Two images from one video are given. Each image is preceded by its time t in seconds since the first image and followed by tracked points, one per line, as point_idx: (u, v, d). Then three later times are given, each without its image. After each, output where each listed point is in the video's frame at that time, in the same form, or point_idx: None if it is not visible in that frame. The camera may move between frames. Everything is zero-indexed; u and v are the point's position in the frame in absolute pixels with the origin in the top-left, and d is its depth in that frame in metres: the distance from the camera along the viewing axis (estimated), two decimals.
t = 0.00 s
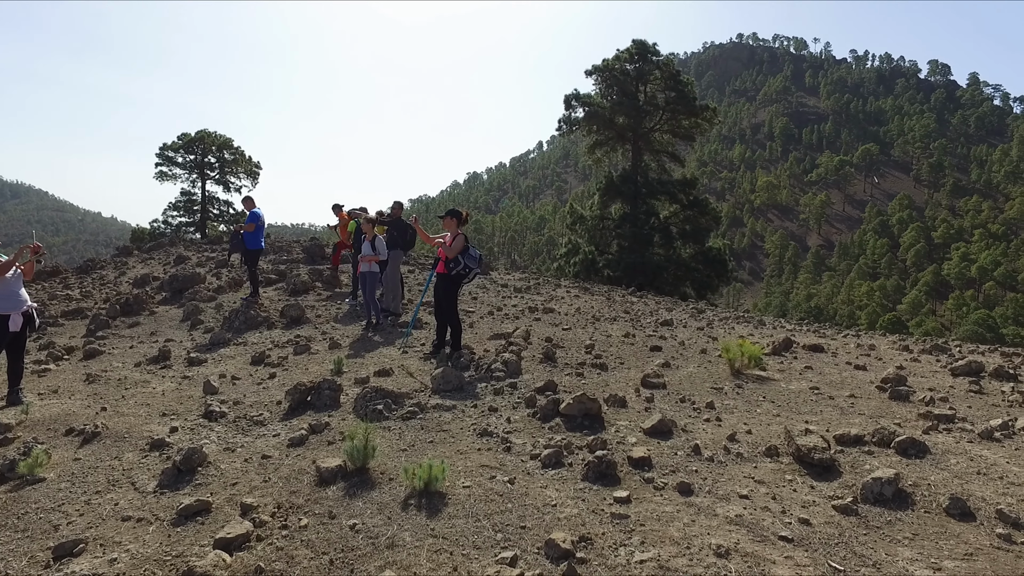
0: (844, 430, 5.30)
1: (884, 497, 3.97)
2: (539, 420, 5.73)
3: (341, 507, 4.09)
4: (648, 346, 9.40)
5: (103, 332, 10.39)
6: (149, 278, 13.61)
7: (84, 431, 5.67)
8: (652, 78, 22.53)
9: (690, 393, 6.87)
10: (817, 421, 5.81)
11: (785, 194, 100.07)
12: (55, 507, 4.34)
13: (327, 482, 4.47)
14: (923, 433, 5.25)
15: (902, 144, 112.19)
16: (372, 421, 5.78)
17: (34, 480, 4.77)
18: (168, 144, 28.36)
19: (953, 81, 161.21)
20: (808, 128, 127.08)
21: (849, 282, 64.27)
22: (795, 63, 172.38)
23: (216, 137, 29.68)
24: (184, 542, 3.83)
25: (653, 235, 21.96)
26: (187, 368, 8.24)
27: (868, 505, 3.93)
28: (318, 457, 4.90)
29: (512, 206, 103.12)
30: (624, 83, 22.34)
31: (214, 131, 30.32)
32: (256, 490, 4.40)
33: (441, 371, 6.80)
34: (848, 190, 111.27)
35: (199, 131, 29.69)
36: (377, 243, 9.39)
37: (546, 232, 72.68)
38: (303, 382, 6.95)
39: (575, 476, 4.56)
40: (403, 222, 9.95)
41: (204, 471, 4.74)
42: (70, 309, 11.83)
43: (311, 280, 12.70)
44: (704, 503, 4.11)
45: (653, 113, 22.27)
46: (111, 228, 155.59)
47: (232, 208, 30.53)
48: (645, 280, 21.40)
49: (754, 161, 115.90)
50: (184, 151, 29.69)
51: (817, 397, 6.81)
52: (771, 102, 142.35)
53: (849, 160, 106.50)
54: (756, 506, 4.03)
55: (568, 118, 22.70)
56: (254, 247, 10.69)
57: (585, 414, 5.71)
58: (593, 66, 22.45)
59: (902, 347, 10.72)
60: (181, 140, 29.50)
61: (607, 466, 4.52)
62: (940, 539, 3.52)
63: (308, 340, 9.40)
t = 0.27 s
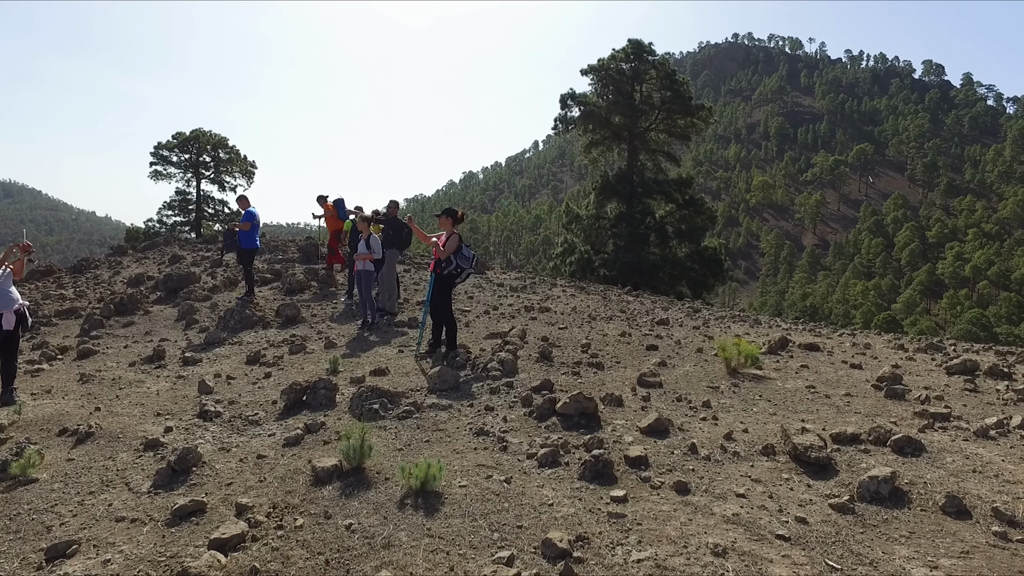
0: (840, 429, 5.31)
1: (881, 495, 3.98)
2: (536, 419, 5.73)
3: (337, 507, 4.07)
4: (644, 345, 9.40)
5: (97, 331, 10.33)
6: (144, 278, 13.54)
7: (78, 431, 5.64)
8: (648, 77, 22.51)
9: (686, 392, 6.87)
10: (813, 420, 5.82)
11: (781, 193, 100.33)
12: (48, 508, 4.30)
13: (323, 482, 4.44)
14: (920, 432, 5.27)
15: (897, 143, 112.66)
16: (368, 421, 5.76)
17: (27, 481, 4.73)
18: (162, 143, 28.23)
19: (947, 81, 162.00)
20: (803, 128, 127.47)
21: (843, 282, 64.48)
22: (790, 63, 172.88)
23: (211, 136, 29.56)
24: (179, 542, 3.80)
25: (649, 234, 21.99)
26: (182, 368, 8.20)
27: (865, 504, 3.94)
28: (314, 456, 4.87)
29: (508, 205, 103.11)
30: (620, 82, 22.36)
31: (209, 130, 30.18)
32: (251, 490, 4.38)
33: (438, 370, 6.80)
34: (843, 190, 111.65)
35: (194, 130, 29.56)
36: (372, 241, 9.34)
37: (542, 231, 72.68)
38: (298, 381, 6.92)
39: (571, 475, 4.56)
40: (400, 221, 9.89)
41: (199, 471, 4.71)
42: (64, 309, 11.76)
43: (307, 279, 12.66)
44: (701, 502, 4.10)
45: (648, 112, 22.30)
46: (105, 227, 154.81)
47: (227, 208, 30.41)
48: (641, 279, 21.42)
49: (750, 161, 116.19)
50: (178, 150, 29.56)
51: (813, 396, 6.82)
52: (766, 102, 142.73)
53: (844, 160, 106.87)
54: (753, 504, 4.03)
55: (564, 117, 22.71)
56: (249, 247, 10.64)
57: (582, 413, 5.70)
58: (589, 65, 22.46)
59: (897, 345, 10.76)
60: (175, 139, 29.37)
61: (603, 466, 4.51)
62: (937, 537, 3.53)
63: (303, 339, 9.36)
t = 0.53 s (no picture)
0: (842, 429, 5.28)
1: (884, 496, 3.95)
2: (536, 419, 5.69)
3: (337, 509, 4.03)
4: (644, 345, 9.38)
5: (94, 331, 10.28)
6: (141, 277, 13.49)
7: (75, 432, 5.59)
8: (646, 77, 22.49)
9: (687, 392, 6.85)
10: (815, 420, 5.79)
11: (778, 193, 100.45)
12: (44, 510, 4.26)
13: (323, 483, 4.40)
14: (921, 432, 5.24)
15: (894, 143, 112.86)
16: (367, 422, 5.72)
17: (23, 482, 4.69)
18: (159, 143, 28.14)
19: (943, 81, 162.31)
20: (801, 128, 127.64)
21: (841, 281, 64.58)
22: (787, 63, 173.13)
23: (209, 136, 29.49)
24: (177, 545, 3.76)
25: (648, 234, 21.99)
26: (180, 368, 8.16)
27: (869, 505, 3.91)
28: (313, 458, 4.83)
29: (506, 205, 103.11)
30: (618, 82, 22.33)
31: (206, 130, 30.09)
32: (250, 492, 4.34)
33: (437, 370, 6.76)
34: (841, 190, 111.83)
35: (192, 130, 29.47)
36: (371, 241, 9.28)
37: (539, 231, 72.89)
38: (297, 382, 6.88)
39: (573, 476, 4.52)
40: (398, 220, 9.87)
41: (197, 473, 4.67)
42: (61, 309, 11.71)
43: (305, 279, 12.61)
44: (703, 503, 4.07)
45: (646, 112, 22.28)
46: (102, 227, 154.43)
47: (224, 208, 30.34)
48: (639, 279, 21.40)
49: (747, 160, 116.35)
50: (176, 150, 29.48)
51: (814, 396, 6.80)
52: (764, 102, 142.94)
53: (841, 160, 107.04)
54: (756, 506, 4.01)
55: (562, 116, 22.68)
56: (248, 246, 10.59)
57: (582, 413, 5.67)
58: (587, 65, 22.43)
59: (896, 345, 10.76)
60: (173, 138, 29.29)
61: (605, 466, 4.48)
62: (942, 539, 3.50)
63: (302, 339, 9.32)
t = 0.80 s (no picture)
0: (849, 430, 5.24)
1: (893, 498, 3.91)
2: (540, 420, 5.65)
3: (341, 511, 3.98)
4: (646, 345, 9.34)
5: (93, 331, 10.23)
6: (141, 277, 13.44)
7: (75, 433, 5.55)
8: (646, 76, 22.46)
9: (690, 392, 6.81)
10: (820, 421, 5.75)
11: (778, 192, 100.44)
12: (44, 513, 4.21)
13: (325, 485, 4.36)
14: (928, 433, 5.21)
15: (893, 143, 112.86)
16: (370, 423, 5.67)
17: (23, 484, 4.64)
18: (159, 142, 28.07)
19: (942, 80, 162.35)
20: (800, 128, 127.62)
21: (840, 281, 64.56)
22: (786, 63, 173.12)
23: (208, 136, 29.43)
24: (179, 548, 3.71)
25: (647, 233, 21.95)
26: (180, 368, 8.11)
27: (877, 507, 3.87)
28: (316, 459, 4.79)
29: (506, 204, 103.05)
30: (617, 81, 22.28)
31: (205, 129, 30.02)
32: (252, 494, 4.30)
33: (440, 371, 6.72)
34: (840, 189, 111.83)
35: (191, 129, 29.40)
36: (372, 241, 9.22)
37: (539, 231, 72.82)
38: (298, 382, 6.83)
39: (578, 478, 4.48)
40: (398, 220, 9.85)
41: (199, 475, 4.63)
42: (60, 308, 11.66)
43: (305, 278, 12.56)
44: (710, 505, 4.04)
45: (646, 111, 22.23)
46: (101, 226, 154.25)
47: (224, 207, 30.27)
48: (639, 278, 21.37)
49: (747, 160, 116.35)
50: (175, 149, 29.41)
51: (819, 396, 6.75)
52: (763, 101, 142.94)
53: (840, 159, 107.06)
54: (764, 508, 3.97)
55: (562, 116, 22.63)
56: (248, 246, 10.55)
57: (587, 414, 5.63)
58: (586, 64, 22.38)
59: (897, 345, 10.73)
60: (172, 138, 29.21)
61: (611, 468, 4.44)
62: (953, 542, 3.46)
63: (303, 339, 9.27)
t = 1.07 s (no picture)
0: (866, 430, 5.15)
1: (918, 501, 3.82)
2: (551, 421, 5.56)
3: (351, 515, 3.89)
4: (653, 345, 9.24)
5: (95, 331, 10.14)
6: (142, 276, 13.35)
7: (78, 434, 5.46)
8: (648, 75, 22.37)
9: (701, 392, 6.72)
10: (836, 421, 5.67)
11: (778, 192, 100.33)
12: (47, 516, 4.12)
13: (335, 488, 4.27)
14: (947, 434, 5.12)
15: (893, 142, 112.76)
16: (378, 423, 5.59)
17: (25, 487, 4.55)
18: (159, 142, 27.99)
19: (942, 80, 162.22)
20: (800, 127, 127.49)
21: (841, 280, 64.46)
22: (786, 62, 172.95)
23: (208, 135, 29.33)
24: (187, 553, 3.62)
25: (648, 232, 21.87)
26: (183, 368, 8.02)
27: (902, 510, 3.78)
28: (324, 461, 4.70)
29: (506, 203, 102.95)
30: (618, 80, 22.19)
31: (206, 129, 29.92)
32: (261, 497, 4.20)
33: (447, 371, 6.62)
34: (840, 188, 111.73)
35: (191, 128, 29.29)
36: (377, 239, 9.11)
37: (539, 230, 72.70)
38: (303, 382, 6.75)
39: (593, 480, 4.39)
40: (400, 219, 9.80)
41: (205, 477, 4.53)
42: (61, 308, 11.57)
43: (307, 277, 12.47)
44: (730, 508, 3.94)
45: (647, 110, 22.14)
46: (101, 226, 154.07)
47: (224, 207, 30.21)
48: (640, 277, 21.29)
49: (747, 159, 116.24)
50: (175, 149, 29.31)
51: (831, 396, 6.66)
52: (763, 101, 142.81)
53: (841, 159, 106.94)
54: (785, 511, 3.88)
55: (562, 114, 22.54)
56: (250, 244, 10.46)
57: (598, 415, 5.55)
58: (587, 63, 22.29)
59: (904, 344, 10.64)
60: (172, 137, 29.13)
61: (626, 470, 4.35)
62: (983, 548, 3.37)
63: (306, 339, 9.19)
